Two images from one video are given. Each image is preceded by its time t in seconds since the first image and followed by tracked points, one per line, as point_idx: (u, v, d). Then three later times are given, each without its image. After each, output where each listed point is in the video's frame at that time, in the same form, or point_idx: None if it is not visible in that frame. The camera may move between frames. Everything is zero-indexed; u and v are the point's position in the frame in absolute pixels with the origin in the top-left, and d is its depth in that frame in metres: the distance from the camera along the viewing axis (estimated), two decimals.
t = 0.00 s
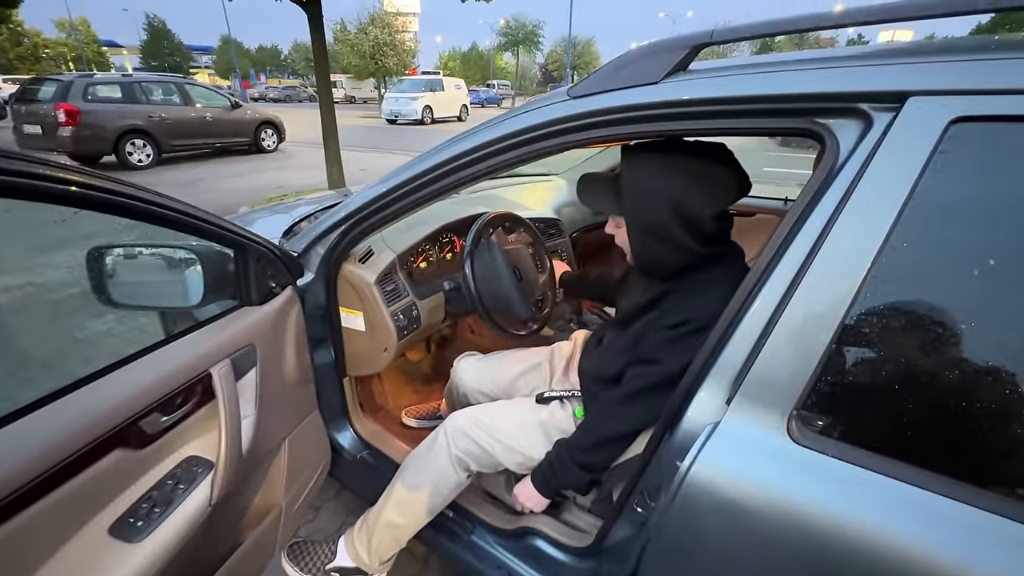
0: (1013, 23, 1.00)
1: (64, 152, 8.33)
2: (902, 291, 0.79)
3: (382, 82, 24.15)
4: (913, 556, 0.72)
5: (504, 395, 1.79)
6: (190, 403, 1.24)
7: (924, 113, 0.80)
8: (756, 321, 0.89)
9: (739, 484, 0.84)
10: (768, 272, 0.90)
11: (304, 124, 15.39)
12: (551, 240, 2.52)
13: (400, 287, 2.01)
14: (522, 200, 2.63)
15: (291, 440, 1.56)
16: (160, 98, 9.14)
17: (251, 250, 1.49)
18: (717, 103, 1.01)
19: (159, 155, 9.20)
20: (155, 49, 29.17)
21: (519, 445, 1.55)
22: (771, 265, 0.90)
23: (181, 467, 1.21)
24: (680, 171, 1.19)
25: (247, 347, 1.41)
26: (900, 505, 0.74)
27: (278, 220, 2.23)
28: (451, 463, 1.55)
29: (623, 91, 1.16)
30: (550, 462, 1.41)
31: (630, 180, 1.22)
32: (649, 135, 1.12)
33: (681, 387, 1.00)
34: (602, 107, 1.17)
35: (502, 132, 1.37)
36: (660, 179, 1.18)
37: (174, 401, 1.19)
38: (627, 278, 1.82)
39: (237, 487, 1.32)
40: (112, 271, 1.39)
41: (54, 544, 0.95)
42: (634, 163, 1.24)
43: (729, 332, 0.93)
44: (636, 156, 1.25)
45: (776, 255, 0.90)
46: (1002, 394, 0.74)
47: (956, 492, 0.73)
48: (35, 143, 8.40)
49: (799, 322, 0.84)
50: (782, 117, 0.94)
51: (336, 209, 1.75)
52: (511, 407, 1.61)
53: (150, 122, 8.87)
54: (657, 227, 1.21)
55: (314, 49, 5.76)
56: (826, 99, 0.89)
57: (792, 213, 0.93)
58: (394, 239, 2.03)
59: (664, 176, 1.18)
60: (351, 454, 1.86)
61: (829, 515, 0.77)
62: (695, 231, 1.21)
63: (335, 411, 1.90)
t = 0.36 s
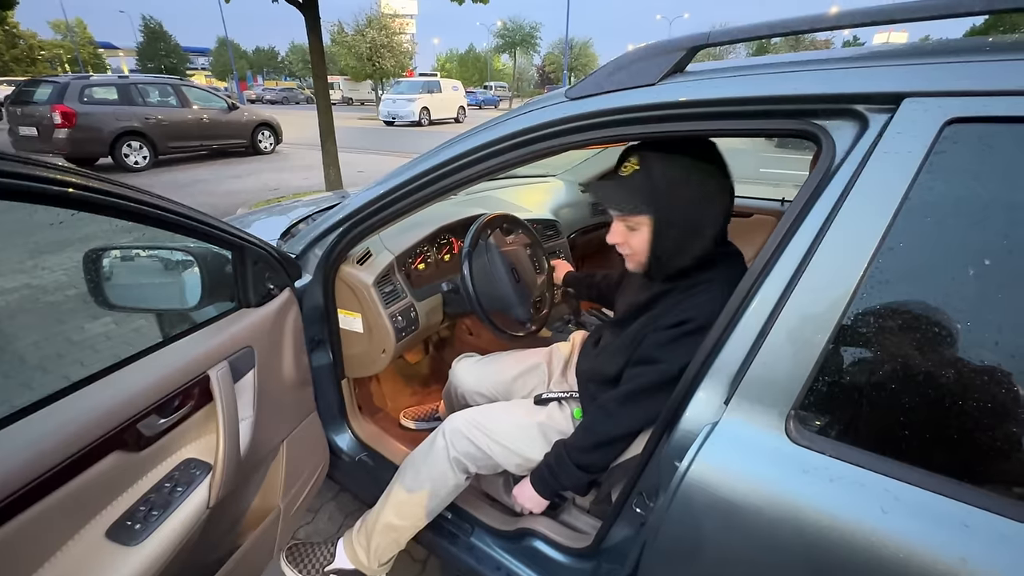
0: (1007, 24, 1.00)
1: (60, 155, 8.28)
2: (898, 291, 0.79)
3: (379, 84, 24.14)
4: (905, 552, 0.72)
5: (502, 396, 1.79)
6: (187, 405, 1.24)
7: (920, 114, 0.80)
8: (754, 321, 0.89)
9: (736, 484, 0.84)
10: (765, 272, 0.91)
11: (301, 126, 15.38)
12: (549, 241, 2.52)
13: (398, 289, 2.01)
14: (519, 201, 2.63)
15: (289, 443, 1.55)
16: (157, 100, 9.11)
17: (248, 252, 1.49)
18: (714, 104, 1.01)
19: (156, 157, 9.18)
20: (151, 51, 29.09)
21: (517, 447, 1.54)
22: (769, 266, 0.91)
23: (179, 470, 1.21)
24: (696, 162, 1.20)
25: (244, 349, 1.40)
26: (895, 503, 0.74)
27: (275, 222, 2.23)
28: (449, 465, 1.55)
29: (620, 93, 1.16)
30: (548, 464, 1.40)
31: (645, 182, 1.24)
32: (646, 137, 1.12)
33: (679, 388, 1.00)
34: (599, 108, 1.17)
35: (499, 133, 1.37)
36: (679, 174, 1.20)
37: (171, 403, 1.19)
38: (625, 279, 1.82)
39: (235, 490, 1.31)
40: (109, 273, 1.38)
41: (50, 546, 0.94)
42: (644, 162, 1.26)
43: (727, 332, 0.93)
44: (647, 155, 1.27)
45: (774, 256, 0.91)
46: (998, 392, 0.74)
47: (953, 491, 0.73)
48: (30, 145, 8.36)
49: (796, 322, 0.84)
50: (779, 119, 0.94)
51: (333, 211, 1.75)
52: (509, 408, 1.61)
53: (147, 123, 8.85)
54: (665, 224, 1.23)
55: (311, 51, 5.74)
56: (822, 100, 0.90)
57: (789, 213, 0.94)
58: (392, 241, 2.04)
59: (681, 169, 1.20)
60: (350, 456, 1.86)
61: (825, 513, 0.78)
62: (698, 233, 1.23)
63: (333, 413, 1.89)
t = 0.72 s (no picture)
0: (995, 31, 1.02)
1: (52, 159, 8.24)
2: (887, 293, 0.80)
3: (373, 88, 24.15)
4: (897, 551, 0.73)
5: (497, 400, 1.80)
6: (183, 410, 1.23)
7: (908, 120, 0.81)
8: (747, 324, 0.89)
9: (729, 484, 0.85)
10: (758, 275, 0.92)
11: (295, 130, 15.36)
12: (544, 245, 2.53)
13: (393, 293, 2.02)
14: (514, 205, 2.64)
15: (284, 447, 1.55)
16: (150, 104, 9.09)
17: (244, 257, 1.49)
18: (706, 110, 1.02)
19: (149, 161, 9.14)
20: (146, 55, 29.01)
21: (513, 450, 1.55)
22: (762, 269, 0.92)
23: (174, 474, 1.21)
24: (713, 169, 1.30)
25: (240, 353, 1.40)
26: (887, 503, 0.75)
27: (270, 226, 2.23)
28: (445, 469, 1.55)
29: (615, 99, 1.17)
30: (544, 467, 1.40)
31: (683, 180, 1.25)
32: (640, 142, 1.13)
33: (674, 390, 1.01)
34: (593, 114, 1.18)
35: (495, 138, 1.37)
36: (704, 178, 1.27)
37: (167, 408, 1.19)
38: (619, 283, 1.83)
39: (230, 495, 1.31)
40: (103, 277, 1.38)
41: (44, 552, 0.94)
42: (674, 161, 1.27)
43: (721, 334, 0.94)
44: (672, 155, 1.28)
45: (767, 259, 0.92)
46: (986, 392, 0.74)
47: (943, 491, 0.74)
48: (23, 149, 8.32)
49: (789, 324, 0.85)
50: (770, 125, 0.95)
51: (329, 215, 1.75)
52: (504, 412, 1.61)
53: (140, 127, 8.82)
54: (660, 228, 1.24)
55: (306, 55, 5.75)
56: (812, 106, 0.91)
57: (781, 218, 0.95)
58: (388, 245, 2.04)
59: (708, 173, 1.27)
60: (345, 460, 1.86)
61: (818, 514, 0.78)
62: (712, 234, 1.31)
63: (329, 417, 1.89)
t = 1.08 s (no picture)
0: (982, 38, 1.04)
1: (45, 161, 8.19)
2: (876, 296, 0.82)
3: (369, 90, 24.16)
4: (888, 549, 0.74)
5: (493, 401, 1.81)
6: (180, 413, 1.24)
7: (895, 125, 0.83)
8: (740, 325, 0.91)
9: (722, 483, 0.86)
10: (750, 277, 0.93)
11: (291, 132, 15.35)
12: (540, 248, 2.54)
13: (390, 295, 2.03)
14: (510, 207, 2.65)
15: (281, 449, 1.55)
16: (144, 107, 9.07)
17: (241, 260, 1.49)
18: (698, 115, 1.03)
19: (143, 164, 9.12)
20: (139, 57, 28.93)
21: (510, 452, 1.55)
22: (754, 271, 0.93)
23: (172, 477, 1.21)
24: (709, 171, 1.31)
25: (237, 356, 1.41)
26: (877, 501, 0.76)
27: (265, 229, 2.23)
28: (442, 470, 1.56)
29: (609, 103, 1.18)
30: (541, 468, 1.41)
31: (683, 187, 1.26)
32: (634, 146, 1.15)
33: (669, 391, 1.02)
34: (589, 118, 1.19)
35: (490, 143, 1.39)
36: (701, 183, 1.27)
37: (165, 411, 1.20)
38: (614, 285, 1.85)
39: (227, 498, 1.31)
40: (100, 281, 1.38)
41: (42, 555, 0.94)
42: (673, 167, 1.27)
43: (714, 335, 0.95)
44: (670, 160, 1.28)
45: (758, 261, 0.93)
46: (972, 391, 0.76)
47: (932, 489, 0.75)
48: (16, 152, 8.27)
49: (780, 326, 0.87)
50: (762, 129, 0.97)
51: (325, 219, 1.76)
52: (500, 413, 1.62)
53: (134, 130, 8.80)
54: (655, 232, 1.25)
55: (301, 58, 5.76)
56: (802, 112, 0.92)
57: (772, 220, 0.96)
58: (385, 247, 2.05)
59: (706, 176, 1.28)
60: (342, 463, 1.86)
61: (809, 512, 0.79)
62: (708, 237, 1.33)
63: (325, 419, 1.90)
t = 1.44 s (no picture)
0: (974, 41, 1.05)
1: (39, 162, 8.12)
2: (869, 294, 0.83)
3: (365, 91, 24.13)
4: (882, 542, 0.75)
5: (491, 401, 1.82)
6: (181, 412, 1.24)
7: (888, 126, 0.84)
8: (736, 324, 0.92)
9: (718, 478, 0.87)
10: (746, 276, 0.94)
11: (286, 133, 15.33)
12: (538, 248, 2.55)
13: (389, 295, 2.04)
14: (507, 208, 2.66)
15: (281, 449, 1.56)
16: (139, 107, 9.05)
17: (241, 260, 1.50)
18: (695, 116, 1.05)
19: (138, 165, 9.09)
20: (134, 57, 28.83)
21: (509, 451, 1.56)
22: (750, 270, 0.94)
23: (173, 476, 1.22)
24: (707, 173, 1.33)
25: (236, 356, 1.41)
26: (870, 494, 0.78)
27: (263, 230, 2.24)
28: (441, 469, 1.56)
29: (607, 105, 1.19)
30: (539, 467, 1.42)
31: (688, 189, 1.28)
32: (632, 147, 1.16)
33: (666, 389, 1.04)
34: (588, 119, 1.20)
35: (489, 144, 1.40)
36: (699, 184, 1.29)
37: (166, 410, 1.20)
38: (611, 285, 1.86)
39: (228, 497, 1.32)
40: (100, 282, 1.38)
41: (45, 553, 0.95)
42: (678, 170, 1.29)
43: (711, 333, 0.96)
44: (674, 162, 1.30)
45: (754, 261, 0.94)
46: (962, 386, 0.77)
47: (924, 482, 0.77)
48: (10, 153, 8.21)
49: (775, 324, 0.88)
50: (758, 130, 0.98)
51: (324, 219, 1.77)
52: (499, 413, 1.63)
53: (129, 130, 8.76)
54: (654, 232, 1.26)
55: (297, 58, 5.75)
56: (797, 114, 0.93)
57: (767, 220, 0.97)
58: (383, 247, 2.06)
59: (710, 181, 1.31)
60: (341, 463, 1.87)
61: (804, 506, 0.81)
62: (706, 239, 1.34)
63: (324, 419, 1.91)
